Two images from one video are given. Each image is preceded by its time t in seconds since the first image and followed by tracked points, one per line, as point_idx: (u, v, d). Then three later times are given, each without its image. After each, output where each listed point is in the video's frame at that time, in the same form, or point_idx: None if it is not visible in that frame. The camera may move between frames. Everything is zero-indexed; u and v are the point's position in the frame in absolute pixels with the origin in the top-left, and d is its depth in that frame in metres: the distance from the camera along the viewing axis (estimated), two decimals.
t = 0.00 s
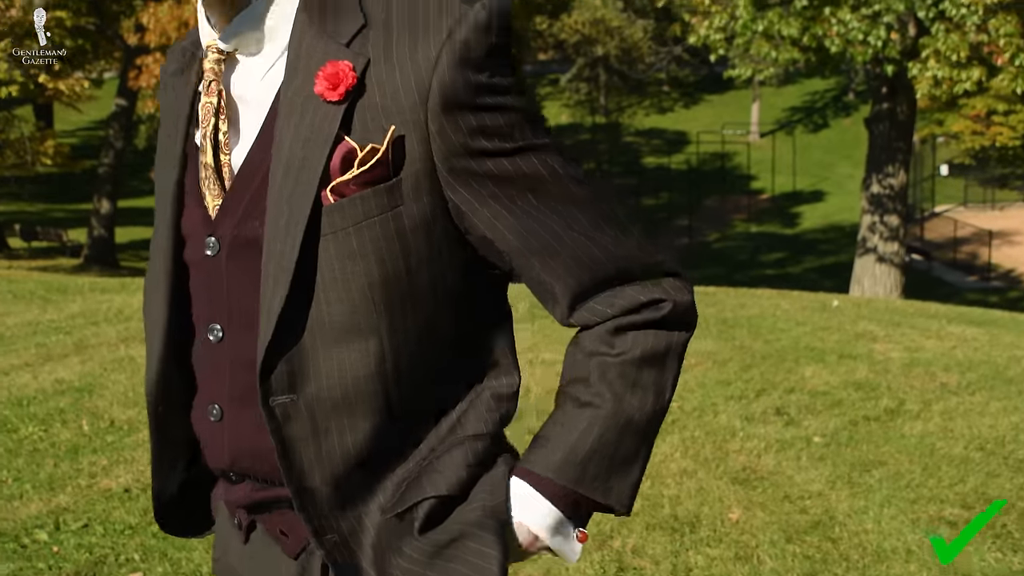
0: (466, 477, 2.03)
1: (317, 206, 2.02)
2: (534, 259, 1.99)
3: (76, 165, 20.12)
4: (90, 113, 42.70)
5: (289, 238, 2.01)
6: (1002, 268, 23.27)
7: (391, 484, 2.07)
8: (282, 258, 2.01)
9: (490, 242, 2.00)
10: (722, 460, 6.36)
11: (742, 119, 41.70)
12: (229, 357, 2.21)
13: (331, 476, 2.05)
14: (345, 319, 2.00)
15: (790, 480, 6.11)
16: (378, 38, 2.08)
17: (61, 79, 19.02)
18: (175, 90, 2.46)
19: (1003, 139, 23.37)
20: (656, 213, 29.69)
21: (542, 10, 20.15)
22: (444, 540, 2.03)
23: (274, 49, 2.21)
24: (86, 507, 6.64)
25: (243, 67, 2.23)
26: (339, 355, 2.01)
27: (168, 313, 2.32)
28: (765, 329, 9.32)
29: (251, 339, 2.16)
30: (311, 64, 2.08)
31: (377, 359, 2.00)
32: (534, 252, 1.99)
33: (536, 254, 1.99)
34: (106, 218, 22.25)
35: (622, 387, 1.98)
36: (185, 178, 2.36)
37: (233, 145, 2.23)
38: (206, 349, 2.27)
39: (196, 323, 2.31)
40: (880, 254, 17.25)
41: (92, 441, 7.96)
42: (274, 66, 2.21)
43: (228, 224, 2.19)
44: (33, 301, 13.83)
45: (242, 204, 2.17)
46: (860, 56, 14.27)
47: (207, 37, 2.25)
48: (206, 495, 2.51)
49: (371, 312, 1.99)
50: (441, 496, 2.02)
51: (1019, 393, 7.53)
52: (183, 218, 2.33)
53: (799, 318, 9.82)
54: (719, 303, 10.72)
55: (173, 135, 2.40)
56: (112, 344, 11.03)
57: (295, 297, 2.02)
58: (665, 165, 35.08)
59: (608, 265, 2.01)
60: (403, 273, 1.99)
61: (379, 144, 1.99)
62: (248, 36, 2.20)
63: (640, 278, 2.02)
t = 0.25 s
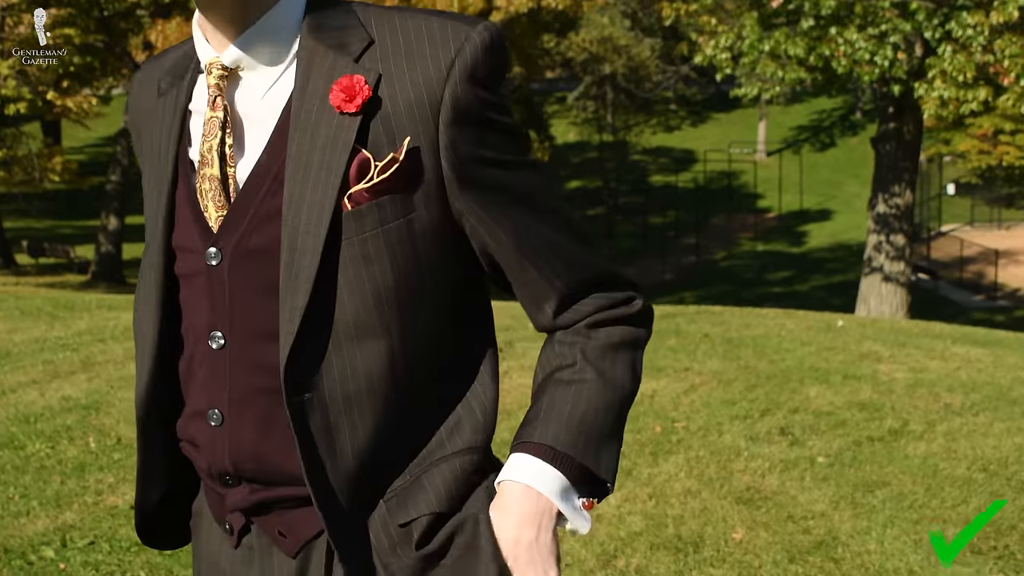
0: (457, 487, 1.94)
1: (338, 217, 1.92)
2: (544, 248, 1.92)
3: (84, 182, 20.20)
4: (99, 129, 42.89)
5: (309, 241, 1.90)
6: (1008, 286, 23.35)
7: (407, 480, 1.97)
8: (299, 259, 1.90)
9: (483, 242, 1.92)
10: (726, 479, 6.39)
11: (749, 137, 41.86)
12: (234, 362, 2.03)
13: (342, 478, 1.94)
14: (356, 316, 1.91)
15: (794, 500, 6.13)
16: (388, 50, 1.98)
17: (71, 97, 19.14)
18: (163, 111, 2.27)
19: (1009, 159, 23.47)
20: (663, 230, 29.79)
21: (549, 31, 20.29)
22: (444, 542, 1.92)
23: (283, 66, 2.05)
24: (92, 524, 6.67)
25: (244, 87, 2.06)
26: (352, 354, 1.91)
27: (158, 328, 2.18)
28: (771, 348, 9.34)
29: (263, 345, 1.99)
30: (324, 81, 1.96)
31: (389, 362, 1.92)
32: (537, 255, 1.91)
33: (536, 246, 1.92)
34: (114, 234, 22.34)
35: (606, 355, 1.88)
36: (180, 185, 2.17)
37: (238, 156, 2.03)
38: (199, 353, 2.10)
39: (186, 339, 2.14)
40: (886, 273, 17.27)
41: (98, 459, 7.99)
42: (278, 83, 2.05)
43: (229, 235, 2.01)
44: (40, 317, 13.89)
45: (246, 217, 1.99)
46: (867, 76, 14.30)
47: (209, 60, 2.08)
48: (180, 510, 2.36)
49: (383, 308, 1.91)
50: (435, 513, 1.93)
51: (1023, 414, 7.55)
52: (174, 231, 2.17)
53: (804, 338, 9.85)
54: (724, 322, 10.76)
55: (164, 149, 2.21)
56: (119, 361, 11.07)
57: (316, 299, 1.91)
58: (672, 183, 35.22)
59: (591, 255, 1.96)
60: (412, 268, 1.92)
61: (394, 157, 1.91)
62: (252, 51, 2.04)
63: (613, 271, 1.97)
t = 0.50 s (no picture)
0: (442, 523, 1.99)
1: (354, 238, 1.96)
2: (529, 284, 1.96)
3: (93, 199, 20.25)
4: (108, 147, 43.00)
5: (329, 258, 1.94)
6: (1015, 306, 23.37)
7: (417, 504, 1.99)
8: (318, 279, 1.94)
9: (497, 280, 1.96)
10: (733, 502, 6.41)
11: (756, 157, 41.93)
12: (245, 383, 2.06)
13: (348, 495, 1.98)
14: (362, 333, 1.94)
15: (800, 522, 6.16)
16: (402, 81, 2.06)
17: (81, 115, 19.21)
18: (167, 131, 2.31)
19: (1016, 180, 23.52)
20: (670, 250, 29.85)
21: (558, 51, 20.36)
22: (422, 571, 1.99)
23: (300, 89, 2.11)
24: (101, 543, 6.71)
25: (258, 112, 2.10)
26: (356, 374, 1.94)
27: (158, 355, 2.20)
28: (778, 370, 9.37)
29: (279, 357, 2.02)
30: (342, 107, 2.02)
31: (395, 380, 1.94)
32: (521, 279, 1.96)
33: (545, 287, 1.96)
34: (123, 252, 22.40)
35: (586, 382, 1.88)
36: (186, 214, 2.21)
37: (252, 175, 2.07)
38: (205, 374, 2.12)
39: (187, 363, 2.17)
40: (893, 294, 17.30)
41: (107, 478, 8.02)
42: (295, 105, 2.10)
43: (242, 255, 2.05)
44: (49, 335, 13.93)
45: (259, 239, 2.04)
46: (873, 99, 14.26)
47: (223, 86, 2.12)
48: (171, 534, 2.37)
49: (389, 328, 1.94)
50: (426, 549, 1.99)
51: None
52: (178, 256, 2.20)
53: (811, 360, 9.87)
54: (731, 343, 10.79)
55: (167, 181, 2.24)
56: (127, 380, 11.10)
57: (331, 320, 1.95)
58: (680, 203, 35.27)
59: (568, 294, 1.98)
60: (419, 290, 1.95)
61: (409, 185, 1.96)
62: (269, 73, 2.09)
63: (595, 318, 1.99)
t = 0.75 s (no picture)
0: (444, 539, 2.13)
1: (376, 263, 2.12)
2: (533, 291, 2.20)
3: (102, 218, 20.27)
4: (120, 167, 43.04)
5: (351, 285, 2.11)
6: None
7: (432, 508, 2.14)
8: (341, 303, 2.10)
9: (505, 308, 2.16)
10: (741, 523, 6.43)
11: (766, 178, 41.91)
12: (262, 402, 2.24)
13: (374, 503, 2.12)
14: (382, 353, 2.12)
15: (809, 544, 6.18)
16: (420, 109, 2.26)
17: (91, 134, 19.22)
18: (181, 154, 2.46)
19: None
20: (679, 271, 29.84)
21: (568, 73, 20.38)
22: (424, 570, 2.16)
23: (322, 114, 2.29)
24: (111, 563, 6.75)
25: (282, 134, 2.29)
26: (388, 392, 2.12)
27: (168, 372, 2.33)
28: (786, 391, 9.41)
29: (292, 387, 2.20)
30: (365, 133, 2.21)
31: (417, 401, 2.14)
32: (530, 297, 2.18)
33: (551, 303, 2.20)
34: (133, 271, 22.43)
35: (562, 378, 2.14)
36: (200, 239, 2.35)
37: (276, 194, 2.26)
38: (220, 390, 2.28)
39: (201, 384, 2.31)
40: (901, 315, 17.29)
41: (117, 498, 8.06)
42: (317, 131, 2.29)
43: (261, 277, 2.21)
44: (59, 355, 13.96)
45: (279, 261, 2.20)
46: (882, 120, 14.36)
47: (248, 106, 2.30)
48: (177, 553, 2.46)
49: (412, 350, 2.13)
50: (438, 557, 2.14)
51: None
52: (192, 275, 2.34)
53: (820, 382, 9.90)
54: (739, 365, 10.82)
55: (181, 204, 2.38)
56: (137, 400, 11.13)
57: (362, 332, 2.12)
58: (689, 224, 35.26)
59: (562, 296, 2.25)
60: (438, 312, 2.14)
61: (433, 209, 2.15)
62: (293, 93, 2.26)
63: (588, 347, 2.23)
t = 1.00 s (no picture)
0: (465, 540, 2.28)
1: (392, 285, 2.24)
2: (548, 313, 2.33)
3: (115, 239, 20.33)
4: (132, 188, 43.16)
5: (367, 311, 2.21)
6: None
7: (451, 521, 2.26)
8: (358, 325, 2.21)
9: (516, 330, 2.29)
10: (752, 548, 6.45)
11: (777, 200, 41.92)
12: (280, 428, 2.30)
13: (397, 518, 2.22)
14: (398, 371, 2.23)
15: (820, 569, 6.20)
16: (431, 137, 2.37)
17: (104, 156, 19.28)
18: (191, 182, 2.51)
19: None
20: (690, 292, 29.86)
21: (579, 94, 20.42)
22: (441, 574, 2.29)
23: (336, 142, 2.38)
24: None
25: (297, 160, 2.37)
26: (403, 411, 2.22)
27: (185, 401, 2.38)
28: (797, 415, 9.43)
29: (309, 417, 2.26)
30: (379, 158, 2.31)
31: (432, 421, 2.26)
32: (543, 319, 2.31)
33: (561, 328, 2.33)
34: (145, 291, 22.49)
35: (571, 397, 2.29)
36: (213, 266, 2.40)
37: (291, 220, 2.33)
38: (237, 417, 2.34)
39: (218, 411, 2.37)
40: (912, 338, 17.30)
41: (130, 520, 8.09)
42: (330, 156, 2.37)
43: (277, 305, 2.29)
44: (72, 376, 14.00)
45: (294, 288, 2.28)
46: (893, 142, 14.38)
47: (261, 134, 2.39)
48: None
49: (424, 368, 2.25)
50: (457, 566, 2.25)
51: None
52: (205, 303, 2.39)
53: (831, 405, 9.92)
54: (751, 388, 10.85)
55: (194, 231, 2.43)
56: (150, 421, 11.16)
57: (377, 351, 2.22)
58: (700, 245, 35.27)
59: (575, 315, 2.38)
60: (453, 333, 2.26)
61: (449, 232, 2.26)
62: (306, 121, 2.35)
63: (607, 373, 2.38)
